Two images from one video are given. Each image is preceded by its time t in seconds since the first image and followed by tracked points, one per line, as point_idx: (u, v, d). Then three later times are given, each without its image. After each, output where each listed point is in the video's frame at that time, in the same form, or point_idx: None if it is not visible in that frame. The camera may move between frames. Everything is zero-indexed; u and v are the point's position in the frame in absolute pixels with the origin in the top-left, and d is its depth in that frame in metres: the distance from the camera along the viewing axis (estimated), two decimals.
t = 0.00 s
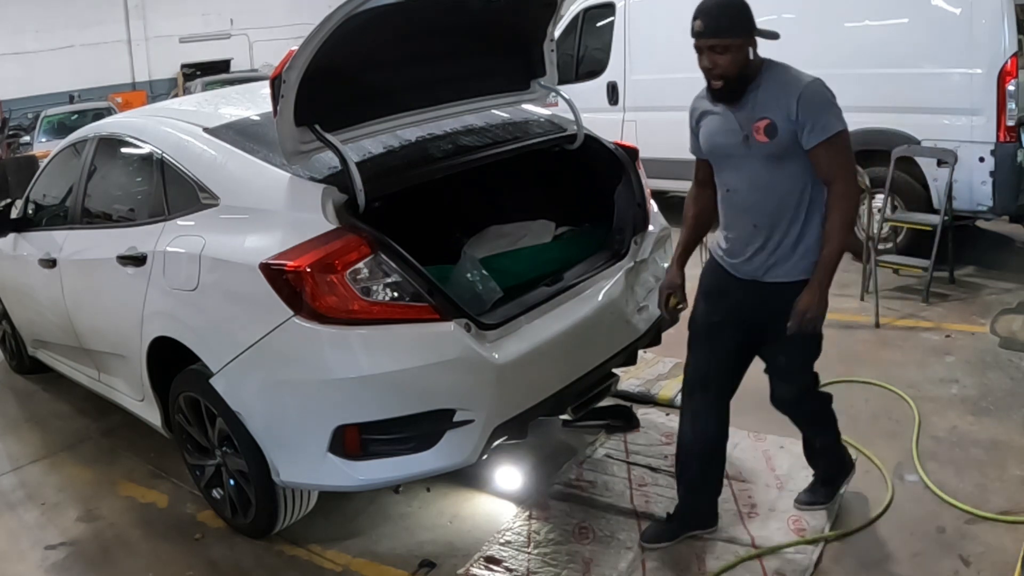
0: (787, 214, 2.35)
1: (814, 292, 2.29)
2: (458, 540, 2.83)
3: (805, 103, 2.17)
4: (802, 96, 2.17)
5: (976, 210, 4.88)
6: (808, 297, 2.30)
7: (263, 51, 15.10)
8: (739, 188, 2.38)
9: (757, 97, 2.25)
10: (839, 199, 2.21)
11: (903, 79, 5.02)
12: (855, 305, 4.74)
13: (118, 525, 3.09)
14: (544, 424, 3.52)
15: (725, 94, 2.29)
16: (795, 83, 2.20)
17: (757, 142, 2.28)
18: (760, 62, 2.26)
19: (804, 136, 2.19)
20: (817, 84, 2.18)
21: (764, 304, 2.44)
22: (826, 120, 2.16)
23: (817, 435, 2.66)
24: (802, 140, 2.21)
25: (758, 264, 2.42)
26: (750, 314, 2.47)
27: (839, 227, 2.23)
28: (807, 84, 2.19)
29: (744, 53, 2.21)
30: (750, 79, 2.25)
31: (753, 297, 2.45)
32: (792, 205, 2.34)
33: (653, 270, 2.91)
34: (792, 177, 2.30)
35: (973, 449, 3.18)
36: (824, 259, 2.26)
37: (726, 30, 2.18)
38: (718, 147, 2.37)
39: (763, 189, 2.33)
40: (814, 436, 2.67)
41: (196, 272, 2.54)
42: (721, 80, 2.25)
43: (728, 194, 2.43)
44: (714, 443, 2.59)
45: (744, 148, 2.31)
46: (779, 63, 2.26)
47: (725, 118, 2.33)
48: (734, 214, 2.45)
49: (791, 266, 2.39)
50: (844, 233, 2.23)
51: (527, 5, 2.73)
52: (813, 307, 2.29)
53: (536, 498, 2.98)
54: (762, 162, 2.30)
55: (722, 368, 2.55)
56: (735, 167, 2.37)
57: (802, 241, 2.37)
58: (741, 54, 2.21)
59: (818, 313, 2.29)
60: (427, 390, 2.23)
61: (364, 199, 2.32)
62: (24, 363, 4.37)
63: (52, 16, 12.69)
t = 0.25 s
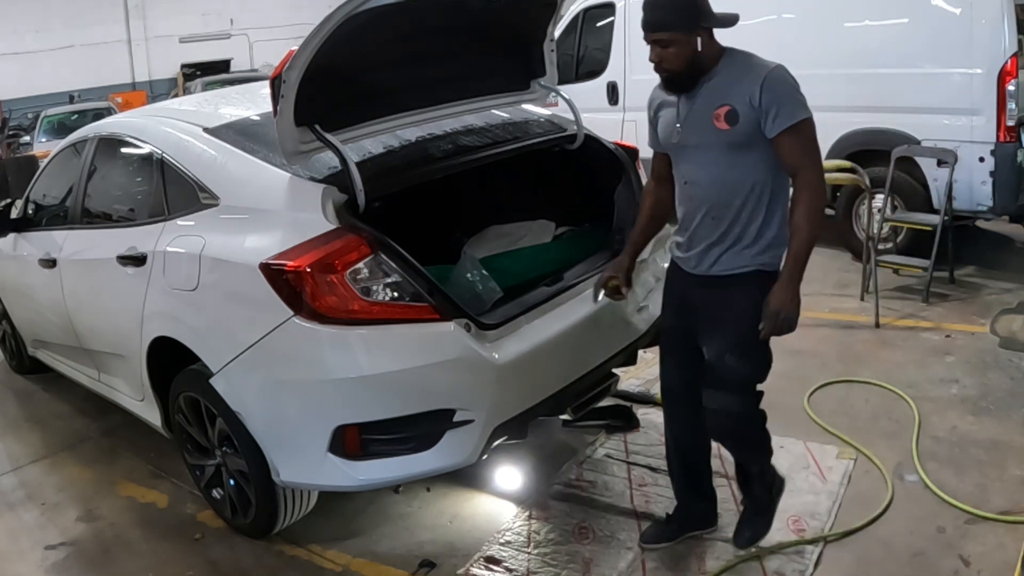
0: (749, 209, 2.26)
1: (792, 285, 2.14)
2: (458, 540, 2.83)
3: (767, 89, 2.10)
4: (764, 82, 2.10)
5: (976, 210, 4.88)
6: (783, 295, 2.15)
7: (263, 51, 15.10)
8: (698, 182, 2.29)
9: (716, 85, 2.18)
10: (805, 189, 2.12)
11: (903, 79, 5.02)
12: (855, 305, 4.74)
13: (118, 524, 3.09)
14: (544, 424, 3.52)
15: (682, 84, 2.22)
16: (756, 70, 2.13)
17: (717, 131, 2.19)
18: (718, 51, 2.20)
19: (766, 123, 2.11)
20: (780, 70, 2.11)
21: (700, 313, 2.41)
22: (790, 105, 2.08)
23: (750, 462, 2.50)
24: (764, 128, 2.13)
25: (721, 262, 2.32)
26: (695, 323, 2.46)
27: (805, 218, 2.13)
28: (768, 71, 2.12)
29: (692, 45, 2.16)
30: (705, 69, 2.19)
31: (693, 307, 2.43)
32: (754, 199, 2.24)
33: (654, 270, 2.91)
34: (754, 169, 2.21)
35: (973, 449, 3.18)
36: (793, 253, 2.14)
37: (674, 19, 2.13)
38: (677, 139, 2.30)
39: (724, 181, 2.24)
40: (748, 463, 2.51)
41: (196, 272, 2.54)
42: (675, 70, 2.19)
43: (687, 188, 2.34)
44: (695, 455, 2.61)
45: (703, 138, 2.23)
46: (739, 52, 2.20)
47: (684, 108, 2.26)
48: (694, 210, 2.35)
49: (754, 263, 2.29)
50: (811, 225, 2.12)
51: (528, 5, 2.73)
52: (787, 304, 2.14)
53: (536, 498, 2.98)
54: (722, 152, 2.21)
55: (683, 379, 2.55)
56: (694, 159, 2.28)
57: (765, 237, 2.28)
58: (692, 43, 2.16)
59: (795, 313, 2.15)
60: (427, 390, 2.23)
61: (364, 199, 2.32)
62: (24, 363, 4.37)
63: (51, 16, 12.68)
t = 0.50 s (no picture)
0: (722, 226, 2.13)
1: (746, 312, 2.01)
2: (458, 540, 2.83)
3: (748, 101, 1.95)
4: (745, 94, 1.96)
5: (976, 210, 4.87)
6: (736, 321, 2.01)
7: (263, 51, 15.11)
8: (672, 192, 2.17)
9: (697, 92, 2.04)
10: (780, 211, 1.96)
11: (903, 79, 5.02)
12: (855, 305, 4.74)
13: (118, 524, 3.09)
14: (544, 424, 3.51)
15: (662, 90, 2.10)
16: (741, 79, 1.98)
17: (694, 142, 2.06)
18: (703, 56, 2.05)
19: (745, 138, 1.97)
20: (767, 82, 1.96)
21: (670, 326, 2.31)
22: (772, 122, 1.93)
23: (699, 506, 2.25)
24: (743, 143, 1.99)
25: (690, 278, 2.21)
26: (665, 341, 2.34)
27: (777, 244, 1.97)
28: (753, 81, 1.97)
29: (673, 49, 2.02)
30: (687, 76, 2.06)
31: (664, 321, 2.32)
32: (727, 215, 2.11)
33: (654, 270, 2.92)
34: (730, 184, 2.08)
35: (973, 449, 3.18)
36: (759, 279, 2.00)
37: (651, 22, 1.98)
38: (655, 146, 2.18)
39: (697, 195, 2.11)
40: (696, 508, 2.26)
41: (196, 272, 2.54)
42: (655, 76, 2.06)
43: (661, 198, 2.22)
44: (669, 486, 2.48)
45: (679, 147, 2.10)
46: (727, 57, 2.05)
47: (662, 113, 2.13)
48: (666, 220, 2.24)
49: (723, 283, 2.17)
50: (783, 251, 1.97)
51: (528, 6, 2.73)
52: (740, 332, 2.00)
53: (536, 498, 2.98)
54: (698, 164, 2.08)
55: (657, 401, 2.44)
56: (669, 168, 2.16)
57: (737, 257, 2.15)
58: (673, 48, 2.02)
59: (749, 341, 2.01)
60: (428, 390, 2.23)
61: (364, 199, 2.32)
62: (24, 363, 4.37)
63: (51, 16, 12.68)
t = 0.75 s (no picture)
0: (706, 242, 2.04)
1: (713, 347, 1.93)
2: (458, 540, 2.83)
3: (730, 114, 1.85)
4: (727, 106, 1.86)
5: (976, 210, 4.87)
6: (702, 357, 1.93)
7: (263, 51, 15.11)
8: (655, 203, 2.09)
9: (680, 101, 1.95)
10: (759, 235, 1.87)
11: (903, 79, 5.02)
12: (855, 305, 4.74)
13: (118, 524, 3.09)
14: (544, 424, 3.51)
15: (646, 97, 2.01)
16: (726, 90, 1.88)
17: (675, 154, 1.97)
18: (690, 60, 1.96)
19: (725, 152, 1.88)
20: (753, 94, 1.85)
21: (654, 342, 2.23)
22: (754, 137, 1.83)
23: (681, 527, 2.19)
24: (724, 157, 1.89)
25: (673, 294, 2.14)
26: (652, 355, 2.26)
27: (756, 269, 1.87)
28: (737, 93, 1.87)
29: (656, 52, 1.92)
30: (671, 84, 1.97)
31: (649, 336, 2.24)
32: (710, 230, 2.02)
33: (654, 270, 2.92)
34: (713, 199, 1.98)
35: (973, 448, 3.18)
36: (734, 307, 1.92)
37: (630, 24, 1.88)
38: (641, 155, 2.10)
39: (677, 210, 2.03)
40: (679, 528, 2.20)
41: (196, 272, 2.53)
42: (636, 78, 1.96)
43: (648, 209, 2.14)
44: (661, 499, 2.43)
45: (662, 158, 2.02)
46: (717, 62, 1.95)
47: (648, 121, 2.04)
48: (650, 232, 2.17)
49: (706, 301, 2.09)
50: (761, 277, 1.88)
51: (528, 6, 2.73)
52: (702, 369, 1.93)
53: (536, 498, 2.98)
54: (679, 177, 1.99)
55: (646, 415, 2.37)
56: (653, 179, 2.07)
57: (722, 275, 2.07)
58: (655, 51, 1.92)
59: (714, 379, 1.93)
60: (428, 389, 2.23)
61: (365, 199, 2.32)
62: (24, 363, 4.37)
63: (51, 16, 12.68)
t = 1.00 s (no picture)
0: (708, 248, 2.03)
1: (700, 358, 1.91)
2: (458, 540, 2.83)
3: (710, 121, 1.82)
4: (706, 114, 1.83)
5: (976, 210, 4.87)
6: (686, 369, 1.91)
7: (263, 50, 15.11)
8: (657, 213, 2.09)
9: (664, 111, 1.93)
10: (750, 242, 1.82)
11: (903, 79, 5.02)
12: (855, 306, 4.74)
13: (118, 524, 3.09)
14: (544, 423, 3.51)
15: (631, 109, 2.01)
16: (705, 97, 1.85)
17: (666, 165, 1.96)
18: (664, 69, 1.94)
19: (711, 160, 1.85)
20: (733, 98, 1.81)
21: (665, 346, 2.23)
22: (735, 143, 1.79)
23: (689, 532, 2.20)
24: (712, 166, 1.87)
25: (683, 301, 2.14)
26: (662, 360, 2.26)
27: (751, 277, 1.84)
28: (716, 99, 1.83)
29: (622, 65, 1.93)
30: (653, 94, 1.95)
31: (662, 341, 2.23)
32: (712, 236, 2.01)
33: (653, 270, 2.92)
34: (711, 206, 1.97)
35: (973, 449, 3.18)
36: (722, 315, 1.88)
37: (593, 42, 1.90)
38: (639, 165, 2.09)
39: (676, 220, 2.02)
40: (687, 532, 2.20)
41: (196, 272, 2.53)
42: (612, 92, 1.99)
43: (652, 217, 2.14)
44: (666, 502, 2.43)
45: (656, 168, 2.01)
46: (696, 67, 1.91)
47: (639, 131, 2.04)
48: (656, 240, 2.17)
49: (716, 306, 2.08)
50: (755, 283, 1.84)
51: (528, 6, 2.73)
52: (692, 385, 1.91)
53: (536, 498, 2.98)
54: (673, 188, 1.98)
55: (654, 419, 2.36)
56: (653, 189, 2.07)
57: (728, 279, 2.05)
58: (621, 65, 1.93)
59: (705, 391, 1.91)
60: (428, 389, 2.23)
61: (365, 199, 2.32)
62: (24, 363, 4.37)
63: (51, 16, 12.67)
